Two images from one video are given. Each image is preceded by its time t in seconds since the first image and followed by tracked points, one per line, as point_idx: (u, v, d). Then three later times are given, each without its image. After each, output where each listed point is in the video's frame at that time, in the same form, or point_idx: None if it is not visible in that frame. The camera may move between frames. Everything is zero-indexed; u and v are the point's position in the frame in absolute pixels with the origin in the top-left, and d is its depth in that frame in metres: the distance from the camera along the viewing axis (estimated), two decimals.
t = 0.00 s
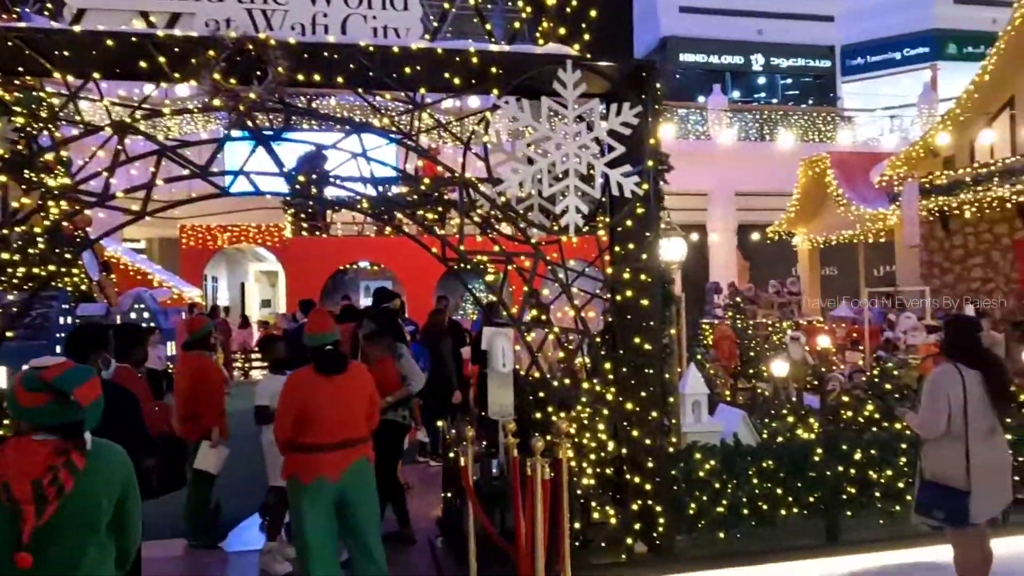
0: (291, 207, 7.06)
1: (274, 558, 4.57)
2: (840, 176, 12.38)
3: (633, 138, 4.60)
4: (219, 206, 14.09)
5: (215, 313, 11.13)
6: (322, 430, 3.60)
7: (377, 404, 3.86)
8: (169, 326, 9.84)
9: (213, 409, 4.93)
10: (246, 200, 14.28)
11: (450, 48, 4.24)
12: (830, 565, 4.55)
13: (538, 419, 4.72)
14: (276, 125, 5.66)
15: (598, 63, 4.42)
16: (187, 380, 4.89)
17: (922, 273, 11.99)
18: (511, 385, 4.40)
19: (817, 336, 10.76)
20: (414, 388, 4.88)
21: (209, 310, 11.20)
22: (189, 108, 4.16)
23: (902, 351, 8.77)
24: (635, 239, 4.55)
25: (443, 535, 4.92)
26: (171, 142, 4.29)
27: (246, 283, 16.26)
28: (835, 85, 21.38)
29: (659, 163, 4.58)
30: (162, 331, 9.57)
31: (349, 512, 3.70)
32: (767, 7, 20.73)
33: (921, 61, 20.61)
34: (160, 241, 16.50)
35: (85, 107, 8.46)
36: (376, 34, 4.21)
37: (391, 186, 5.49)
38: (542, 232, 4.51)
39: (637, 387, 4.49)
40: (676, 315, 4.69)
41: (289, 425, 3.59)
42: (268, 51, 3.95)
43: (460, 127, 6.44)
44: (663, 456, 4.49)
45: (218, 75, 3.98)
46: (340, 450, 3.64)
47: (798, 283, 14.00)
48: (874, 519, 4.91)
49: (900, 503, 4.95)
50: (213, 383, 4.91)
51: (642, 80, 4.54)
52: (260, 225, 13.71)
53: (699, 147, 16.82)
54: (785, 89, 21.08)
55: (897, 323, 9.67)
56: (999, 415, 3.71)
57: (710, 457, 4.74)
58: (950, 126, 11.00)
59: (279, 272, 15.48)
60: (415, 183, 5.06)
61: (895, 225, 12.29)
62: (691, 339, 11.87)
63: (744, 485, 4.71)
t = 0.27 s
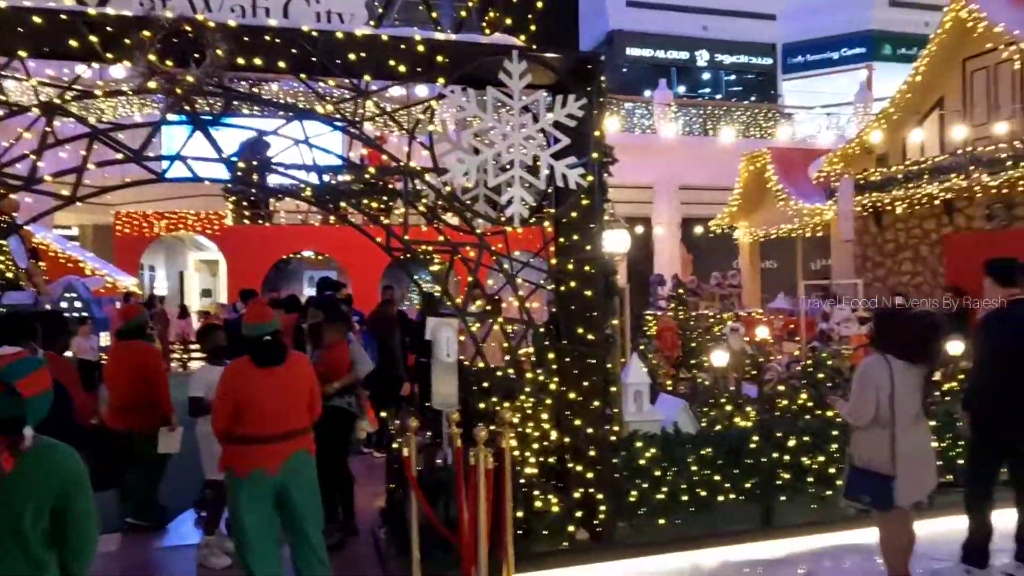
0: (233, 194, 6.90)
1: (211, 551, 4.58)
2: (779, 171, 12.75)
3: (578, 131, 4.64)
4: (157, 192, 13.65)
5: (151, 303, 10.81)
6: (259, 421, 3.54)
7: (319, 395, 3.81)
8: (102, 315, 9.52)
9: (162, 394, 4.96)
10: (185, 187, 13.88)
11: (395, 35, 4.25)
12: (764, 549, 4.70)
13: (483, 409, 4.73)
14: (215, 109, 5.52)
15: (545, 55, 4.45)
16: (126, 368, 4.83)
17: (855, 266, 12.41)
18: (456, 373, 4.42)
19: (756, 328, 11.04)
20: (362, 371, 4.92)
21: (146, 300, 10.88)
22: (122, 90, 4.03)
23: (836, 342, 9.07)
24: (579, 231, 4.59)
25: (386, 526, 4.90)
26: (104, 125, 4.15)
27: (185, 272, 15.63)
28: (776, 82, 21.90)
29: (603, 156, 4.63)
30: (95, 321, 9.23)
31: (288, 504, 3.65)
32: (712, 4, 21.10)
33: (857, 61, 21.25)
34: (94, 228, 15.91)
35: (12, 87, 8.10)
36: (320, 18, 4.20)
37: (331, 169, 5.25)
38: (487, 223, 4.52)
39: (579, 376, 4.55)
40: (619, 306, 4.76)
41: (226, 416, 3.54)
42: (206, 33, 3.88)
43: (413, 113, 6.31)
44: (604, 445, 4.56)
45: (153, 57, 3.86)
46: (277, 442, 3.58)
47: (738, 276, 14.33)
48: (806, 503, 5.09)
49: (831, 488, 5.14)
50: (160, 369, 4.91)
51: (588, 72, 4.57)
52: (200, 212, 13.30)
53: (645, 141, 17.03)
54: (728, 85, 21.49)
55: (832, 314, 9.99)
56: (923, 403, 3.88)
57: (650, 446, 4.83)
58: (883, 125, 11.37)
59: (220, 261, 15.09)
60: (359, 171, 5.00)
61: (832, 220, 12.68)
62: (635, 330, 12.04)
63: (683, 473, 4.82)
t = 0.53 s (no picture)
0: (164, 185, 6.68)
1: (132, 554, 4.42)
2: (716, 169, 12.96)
3: (517, 126, 4.63)
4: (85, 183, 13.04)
5: (78, 298, 10.39)
6: (191, 422, 3.43)
7: (253, 394, 3.71)
8: (23, 312, 9.10)
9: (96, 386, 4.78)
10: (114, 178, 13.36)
11: (330, 26, 4.16)
12: (698, 539, 4.80)
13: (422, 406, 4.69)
14: (145, 98, 5.34)
15: (484, 50, 4.43)
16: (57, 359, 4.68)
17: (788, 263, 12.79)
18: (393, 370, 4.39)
19: (693, 322, 11.26)
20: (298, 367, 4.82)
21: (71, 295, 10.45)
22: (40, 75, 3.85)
23: (769, 336, 9.33)
24: (518, 226, 4.58)
25: (322, 525, 4.82)
26: (20, 112, 3.96)
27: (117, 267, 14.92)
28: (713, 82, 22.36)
29: (542, 152, 4.63)
30: (16, 317, 8.81)
31: (221, 507, 3.54)
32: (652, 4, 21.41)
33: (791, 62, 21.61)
34: (16, 220, 15.16)
35: None
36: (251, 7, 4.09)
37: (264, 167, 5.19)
38: (425, 218, 4.48)
39: (518, 372, 4.55)
40: (558, 301, 4.78)
41: (154, 417, 3.41)
42: (130, 19, 3.73)
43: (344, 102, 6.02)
44: (543, 440, 4.58)
45: (72, 42, 3.70)
46: (211, 442, 3.47)
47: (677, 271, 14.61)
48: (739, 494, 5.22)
49: (762, 479, 5.27)
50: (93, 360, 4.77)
51: (527, 68, 4.56)
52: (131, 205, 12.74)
53: (587, 137, 17.18)
54: (668, 84, 21.86)
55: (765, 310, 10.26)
56: (850, 395, 4.01)
57: (588, 440, 4.87)
58: (815, 124, 11.71)
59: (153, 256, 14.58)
60: (295, 164, 4.90)
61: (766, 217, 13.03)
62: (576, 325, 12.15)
63: (620, 466, 4.88)
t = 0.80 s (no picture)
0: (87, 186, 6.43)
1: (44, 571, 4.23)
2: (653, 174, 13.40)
3: (453, 130, 4.60)
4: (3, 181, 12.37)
5: None
6: (115, 433, 3.27)
7: (177, 400, 3.57)
8: None
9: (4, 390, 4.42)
10: (36, 176, 12.78)
11: (261, 24, 4.06)
12: (633, 542, 4.84)
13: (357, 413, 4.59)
14: (66, 95, 5.13)
15: (421, 53, 4.41)
16: None
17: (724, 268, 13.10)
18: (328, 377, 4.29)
19: (631, 327, 11.43)
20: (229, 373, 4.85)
21: None
22: None
23: (704, 340, 9.52)
24: (455, 231, 4.54)
25: (252, 538, 4.68)
26: None
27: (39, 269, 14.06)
28: (652, 90, 22.81)
29: (478, 156, 4.61)
30: None
31: (146, 520, 3.39)
32: (592, 12, 21.75)
33: (727, 72, 21.99)
34: None
35: None
36: (178, 3, 3.95)
37: (203, 173, 5.21)
38: (359, 222, 4.41)
39: (454, 378, 4.52)
40: (495, 306, 4.75)
41: (74, 429, 3.23)
42: (46, 11, 3.56)
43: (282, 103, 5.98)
44: (479, 446, 4.55)
45: None
46: (136, 454, 3.32)
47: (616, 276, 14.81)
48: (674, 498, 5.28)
49: (696, 481, 5.36)
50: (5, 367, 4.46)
51: (464, 71, 4.55)
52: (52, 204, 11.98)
53: (528, 142, 17.25)
54: (609, 90, 22.31)
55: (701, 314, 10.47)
56: (780, 398, 4.09)
57: (525, 445, 4.86)
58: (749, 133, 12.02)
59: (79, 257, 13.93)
60: (224, 165, 4.76)
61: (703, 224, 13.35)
62: (517, 329, 12.19)
63: (557, 471, 4.89)
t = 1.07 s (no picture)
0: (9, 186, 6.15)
1: None
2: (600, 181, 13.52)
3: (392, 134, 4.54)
4: None
5: None
6: (29, 450, 3.11)
7: (94, 410, 3.42)
8: None
9: None
10: None
11: (190, 22, 3.92)
12: (573, 548, 4.84)
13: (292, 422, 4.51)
14: None
15: (359, 55, 4.31)
16: None
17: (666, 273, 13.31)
18: (259, 386, 4.17)
19: (576, 331, 11.51)
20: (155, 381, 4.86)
21: None
22: None
23: (647, 345, 9.65)
24: (392, 236, 4.47)
25: (180, 552, 4.53)
26: None
27: None
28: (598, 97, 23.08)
29: (418, 161, 4.56)
30: None
31: (61, 538, 3.25)
32: (539, 18, 21.90)
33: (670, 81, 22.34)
34: None
35: None
36: None
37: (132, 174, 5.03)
38: (293, 226, 4.31)
39: (392, 386, 4.46)
40: (434, 313, 4.70)
41: None
42: None
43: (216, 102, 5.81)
44: (417, 454, 4.49)
45: None
46: (51, 471, 3.17)
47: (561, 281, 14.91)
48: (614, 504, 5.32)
49: (636, 486, 5.39)
50: None
51: (403, 75, 4.47)
52: None
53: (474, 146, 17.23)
54: (556, 96, 22.36)
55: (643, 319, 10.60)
56: (715, 404, 4.14)
57: (463, 453, 4.82)
58: (690, 139, 12.20)
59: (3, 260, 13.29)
60: (152, 167, 4.60)
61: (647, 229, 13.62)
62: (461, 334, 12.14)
63: (496, 478, 4.87)
